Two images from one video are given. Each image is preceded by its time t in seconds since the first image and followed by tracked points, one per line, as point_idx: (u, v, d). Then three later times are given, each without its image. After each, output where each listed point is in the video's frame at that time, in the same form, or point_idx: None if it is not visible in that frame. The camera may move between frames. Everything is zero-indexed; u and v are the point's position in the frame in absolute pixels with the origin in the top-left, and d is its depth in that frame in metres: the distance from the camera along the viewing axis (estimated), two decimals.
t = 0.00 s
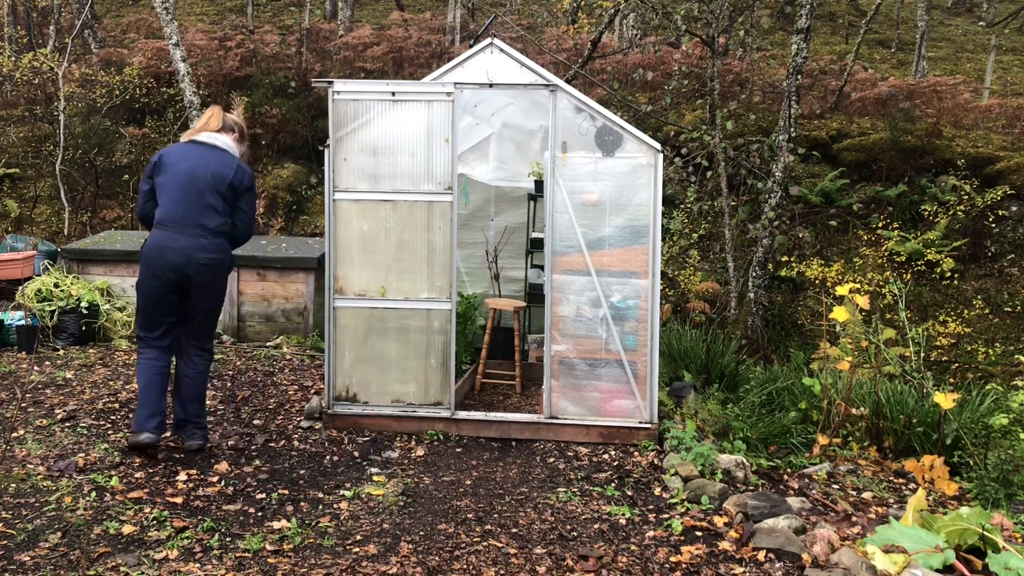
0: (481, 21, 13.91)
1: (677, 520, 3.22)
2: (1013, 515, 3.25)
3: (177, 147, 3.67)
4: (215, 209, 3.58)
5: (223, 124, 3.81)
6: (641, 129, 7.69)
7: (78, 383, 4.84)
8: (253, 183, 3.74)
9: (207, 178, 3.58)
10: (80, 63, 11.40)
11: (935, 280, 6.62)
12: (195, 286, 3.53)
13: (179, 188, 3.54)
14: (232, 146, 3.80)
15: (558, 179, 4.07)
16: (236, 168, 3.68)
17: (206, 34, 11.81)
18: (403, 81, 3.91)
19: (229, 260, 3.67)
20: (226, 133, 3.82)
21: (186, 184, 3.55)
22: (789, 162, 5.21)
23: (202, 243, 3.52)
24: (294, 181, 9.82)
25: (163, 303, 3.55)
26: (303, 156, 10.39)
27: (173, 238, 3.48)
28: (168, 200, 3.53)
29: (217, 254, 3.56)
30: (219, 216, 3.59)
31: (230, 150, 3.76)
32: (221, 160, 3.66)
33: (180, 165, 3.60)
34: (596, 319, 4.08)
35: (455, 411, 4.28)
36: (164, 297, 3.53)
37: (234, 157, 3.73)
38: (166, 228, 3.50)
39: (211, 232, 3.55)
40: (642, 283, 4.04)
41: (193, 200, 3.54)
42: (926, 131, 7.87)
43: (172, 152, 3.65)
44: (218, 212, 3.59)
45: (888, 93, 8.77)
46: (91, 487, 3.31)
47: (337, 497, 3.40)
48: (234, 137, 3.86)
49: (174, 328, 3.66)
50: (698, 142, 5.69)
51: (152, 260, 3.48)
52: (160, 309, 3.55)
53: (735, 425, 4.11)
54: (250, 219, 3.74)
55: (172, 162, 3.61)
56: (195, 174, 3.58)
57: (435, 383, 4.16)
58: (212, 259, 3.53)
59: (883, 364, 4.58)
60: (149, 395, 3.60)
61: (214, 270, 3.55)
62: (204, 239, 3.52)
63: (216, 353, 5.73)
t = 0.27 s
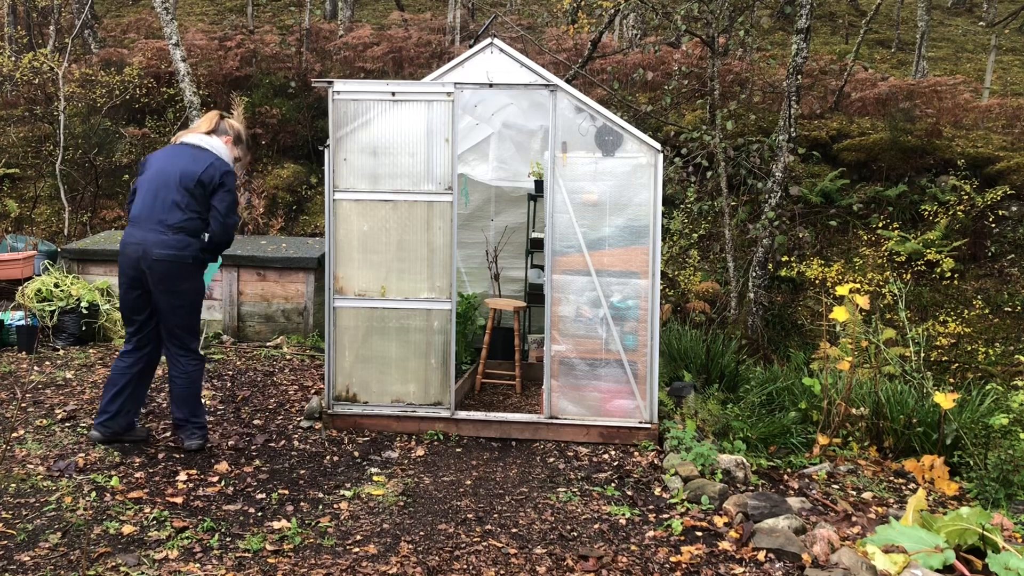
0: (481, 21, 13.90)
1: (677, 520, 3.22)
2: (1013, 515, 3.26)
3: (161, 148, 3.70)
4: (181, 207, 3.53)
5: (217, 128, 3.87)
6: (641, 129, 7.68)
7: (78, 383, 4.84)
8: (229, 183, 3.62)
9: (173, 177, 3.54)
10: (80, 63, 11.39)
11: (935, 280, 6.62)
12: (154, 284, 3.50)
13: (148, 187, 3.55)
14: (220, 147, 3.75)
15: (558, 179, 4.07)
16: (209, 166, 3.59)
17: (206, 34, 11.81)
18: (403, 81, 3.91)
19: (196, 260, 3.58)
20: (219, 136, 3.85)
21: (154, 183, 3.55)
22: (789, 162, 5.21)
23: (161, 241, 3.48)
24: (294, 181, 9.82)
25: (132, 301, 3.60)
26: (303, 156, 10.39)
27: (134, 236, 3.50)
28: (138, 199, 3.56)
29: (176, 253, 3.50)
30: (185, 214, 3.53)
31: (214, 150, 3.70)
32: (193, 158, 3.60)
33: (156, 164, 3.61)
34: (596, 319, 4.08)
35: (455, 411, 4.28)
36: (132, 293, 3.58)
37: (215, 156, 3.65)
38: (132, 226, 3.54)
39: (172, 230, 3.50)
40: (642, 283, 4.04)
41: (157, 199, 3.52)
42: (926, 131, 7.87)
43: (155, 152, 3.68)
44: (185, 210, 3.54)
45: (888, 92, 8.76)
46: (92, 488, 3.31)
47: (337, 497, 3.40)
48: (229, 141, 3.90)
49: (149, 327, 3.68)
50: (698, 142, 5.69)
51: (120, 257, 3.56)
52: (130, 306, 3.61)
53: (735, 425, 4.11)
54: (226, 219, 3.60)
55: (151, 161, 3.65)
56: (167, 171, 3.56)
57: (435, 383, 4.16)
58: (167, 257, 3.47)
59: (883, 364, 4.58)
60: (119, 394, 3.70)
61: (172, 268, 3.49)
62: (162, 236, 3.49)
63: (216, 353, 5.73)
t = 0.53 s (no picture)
0: (481, 21, 13.90)
1: (677, 520, 3.22)
2: (1013, 515, 3.26)
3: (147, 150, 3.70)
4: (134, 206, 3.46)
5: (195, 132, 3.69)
6: (641, 129, 7.68)
7: (78, 383, 4.84)
8: (181, 181, 3.47)
9: (132, 177, 3.49)
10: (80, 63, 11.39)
11: (935, 280, 6.62)
12: (110, 284, 3.47)
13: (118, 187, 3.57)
14: (191, 152, 3.57)
15: (558, 179, 4.07)
16: (165, 166, 3.48)
17: (206, 34, 11.81)
18: (403, 81, 3.91)
19: (145, 260, 3.47)
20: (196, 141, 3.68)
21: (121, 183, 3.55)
22: (789, 161, 5.21)
23: (110, 239, 3.44)
24: (294, 181, 9.82)
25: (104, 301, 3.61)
26: (303, 156, 10.39)
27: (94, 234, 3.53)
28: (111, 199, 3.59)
29: (124, 252, 3.43)
30: (138, 214, 3.46)
31: (185, 151, 3.55)
32: (154, 159, 3.51)
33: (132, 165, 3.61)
34: (596, 319, 4.08)
35: (455, 411, 4.28)
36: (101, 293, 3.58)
37: (179, 156, 3.52)
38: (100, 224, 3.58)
39: (121, 229, 3.44)
40: (642, 283, 4.04)
41: (116, 198, 3.51)
42: (926, 131, 7.87)
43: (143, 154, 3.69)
44: (138, 209, 3.47)
45: (888, 92, 8.76)
46: (92, 488, 3.31)
47: (337, 497, 3.40)
48: (207, 147, 3.72)
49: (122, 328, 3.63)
50: (698, 142, 5.69)
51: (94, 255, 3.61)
52: (103, 306, 3.61)
53: (735, 425, 4.11)
54: (172, 219, 3.45)
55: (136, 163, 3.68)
56: (132, 172, 3.54)
57: (435, 383, 4.16)
58: (112, 256, 3.42)
59: (883, 364, 4.58)
60: (111, 400, 3.70)
61: (120, 268, 3.42)
62: (111, 235, 3.44)
63: (216, 353, 5.73)
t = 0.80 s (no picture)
0: (481, 21, 13.90)
1: (677, 520, 3.22)
2: (1013, 515, 3.26)
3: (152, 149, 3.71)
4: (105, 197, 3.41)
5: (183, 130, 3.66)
6: (641, 129, 7.68)
7: (78, 383, 4.84)
8: (144, 170, 3.33)
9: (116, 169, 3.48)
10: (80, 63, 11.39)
11: (935, 280, 6.62)
12: (74, 275, 3.41)
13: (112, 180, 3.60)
14: (169, 148, 3.48)
15: (558, 179, 4.07)
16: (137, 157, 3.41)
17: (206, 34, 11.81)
18: (403, 81, 3.91)
19: (104, 251, 3.35)
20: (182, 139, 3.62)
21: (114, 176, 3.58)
22: (789, 161, 5.21)
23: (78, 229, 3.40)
24: (294, 181, 9.82)
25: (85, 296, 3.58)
26: (303, 156, 10.39)
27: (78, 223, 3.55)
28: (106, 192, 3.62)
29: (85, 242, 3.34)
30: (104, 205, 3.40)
31: (163, 144, 3.46)
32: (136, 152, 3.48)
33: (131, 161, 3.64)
34: (596, 319, 4.08)
35: (455, 411, 4.28)
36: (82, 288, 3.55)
37: (155, 148, 3.44)
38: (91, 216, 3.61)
39: (89, 219, 3.38)
40: (642, 283, 4.04)
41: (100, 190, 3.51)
42: (926, 131, 7.87)
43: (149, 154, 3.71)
44: (108, 200, 3.40)
45: (888, 92, 8.76)
46: (92, 488, 3.31)
47: (337, 497, 3.40)
48: (194, 146, 3.65)
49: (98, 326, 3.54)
50: (698, 143, 5.69)
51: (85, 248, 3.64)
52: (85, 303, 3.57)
53: (735, 425, 4.12)
54: (127, 208, 3.30)
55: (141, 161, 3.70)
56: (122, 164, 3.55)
57: (435, 383, 4.16)
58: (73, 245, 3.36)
59: (883, 364, 4.58)
60: (102, 401, 3.68)
61: (80, 258, 3.34)
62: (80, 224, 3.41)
63: (216, 353, 5.73)
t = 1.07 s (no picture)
0: (481, 21, 13.90)
1: (677, 520, 3.22)
2: (1013, 515, 3.26)
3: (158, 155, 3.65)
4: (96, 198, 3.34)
5: (177, 132, 3.56)
6: (641, 129, 7.68)
7: (78, 383, 4.84)
8: (129, 173, 3.23)
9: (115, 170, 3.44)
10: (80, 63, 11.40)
11: (935, 280, 6.62)
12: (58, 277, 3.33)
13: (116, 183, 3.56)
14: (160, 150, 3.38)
15: (558, 179, 4.07)
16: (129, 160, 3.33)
17: (206, 34, 11.81)
18: (403, 81, 3.91)
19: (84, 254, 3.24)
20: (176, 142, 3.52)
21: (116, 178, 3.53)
22: (789, 161, 5.21)
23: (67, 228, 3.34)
24: (294, 181, 9.82)
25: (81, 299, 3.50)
26: (303, 156, 10.39)
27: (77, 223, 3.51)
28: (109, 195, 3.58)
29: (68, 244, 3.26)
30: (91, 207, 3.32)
31: (155, 147, 3.36)
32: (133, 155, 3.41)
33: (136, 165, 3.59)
34: (596, 319, 4.08)
35: (455, 411, 4.28)
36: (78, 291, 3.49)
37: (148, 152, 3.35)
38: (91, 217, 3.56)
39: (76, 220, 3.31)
40: (642, 283, 4.04)
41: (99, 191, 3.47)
42: (926, 131, 7.86)
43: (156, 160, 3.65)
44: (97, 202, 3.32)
45: (888, 93, 8.76)
46: (92, 487, 3.31)
47: (337, 497, 3.40)
48: (187, 149, 3.53)
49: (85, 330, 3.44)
50: (698, 143, 5.69)
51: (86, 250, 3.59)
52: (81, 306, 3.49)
53: (735, 425, 4.12)
54: (108, 211, 3.21)
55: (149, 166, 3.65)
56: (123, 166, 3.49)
57: (435, 383, 4.16)
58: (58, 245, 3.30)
59: (884, 364, 4.57)
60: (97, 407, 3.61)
61: (63, 261, 3.26)
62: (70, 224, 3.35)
63: (216, 353, 5.73)
